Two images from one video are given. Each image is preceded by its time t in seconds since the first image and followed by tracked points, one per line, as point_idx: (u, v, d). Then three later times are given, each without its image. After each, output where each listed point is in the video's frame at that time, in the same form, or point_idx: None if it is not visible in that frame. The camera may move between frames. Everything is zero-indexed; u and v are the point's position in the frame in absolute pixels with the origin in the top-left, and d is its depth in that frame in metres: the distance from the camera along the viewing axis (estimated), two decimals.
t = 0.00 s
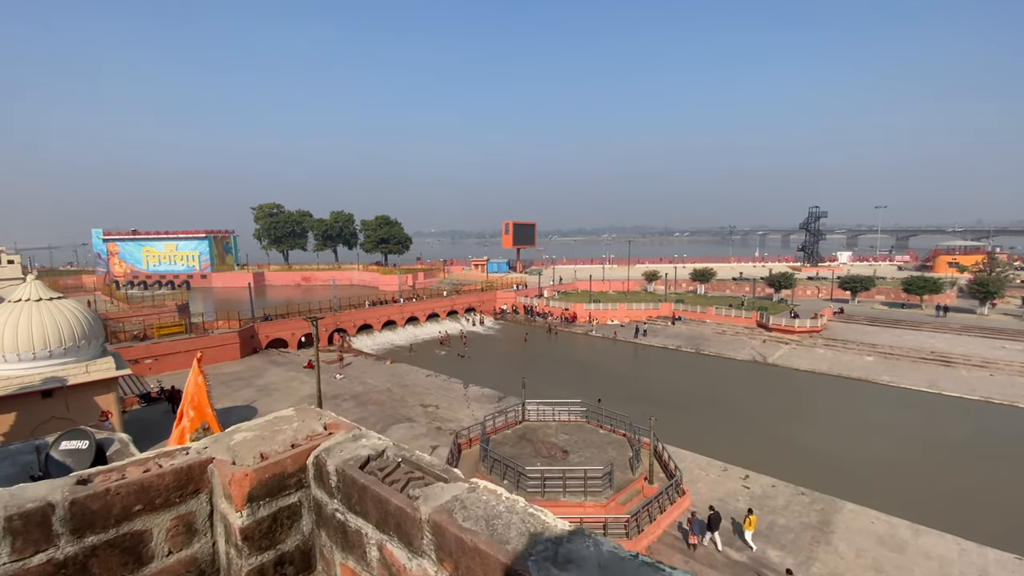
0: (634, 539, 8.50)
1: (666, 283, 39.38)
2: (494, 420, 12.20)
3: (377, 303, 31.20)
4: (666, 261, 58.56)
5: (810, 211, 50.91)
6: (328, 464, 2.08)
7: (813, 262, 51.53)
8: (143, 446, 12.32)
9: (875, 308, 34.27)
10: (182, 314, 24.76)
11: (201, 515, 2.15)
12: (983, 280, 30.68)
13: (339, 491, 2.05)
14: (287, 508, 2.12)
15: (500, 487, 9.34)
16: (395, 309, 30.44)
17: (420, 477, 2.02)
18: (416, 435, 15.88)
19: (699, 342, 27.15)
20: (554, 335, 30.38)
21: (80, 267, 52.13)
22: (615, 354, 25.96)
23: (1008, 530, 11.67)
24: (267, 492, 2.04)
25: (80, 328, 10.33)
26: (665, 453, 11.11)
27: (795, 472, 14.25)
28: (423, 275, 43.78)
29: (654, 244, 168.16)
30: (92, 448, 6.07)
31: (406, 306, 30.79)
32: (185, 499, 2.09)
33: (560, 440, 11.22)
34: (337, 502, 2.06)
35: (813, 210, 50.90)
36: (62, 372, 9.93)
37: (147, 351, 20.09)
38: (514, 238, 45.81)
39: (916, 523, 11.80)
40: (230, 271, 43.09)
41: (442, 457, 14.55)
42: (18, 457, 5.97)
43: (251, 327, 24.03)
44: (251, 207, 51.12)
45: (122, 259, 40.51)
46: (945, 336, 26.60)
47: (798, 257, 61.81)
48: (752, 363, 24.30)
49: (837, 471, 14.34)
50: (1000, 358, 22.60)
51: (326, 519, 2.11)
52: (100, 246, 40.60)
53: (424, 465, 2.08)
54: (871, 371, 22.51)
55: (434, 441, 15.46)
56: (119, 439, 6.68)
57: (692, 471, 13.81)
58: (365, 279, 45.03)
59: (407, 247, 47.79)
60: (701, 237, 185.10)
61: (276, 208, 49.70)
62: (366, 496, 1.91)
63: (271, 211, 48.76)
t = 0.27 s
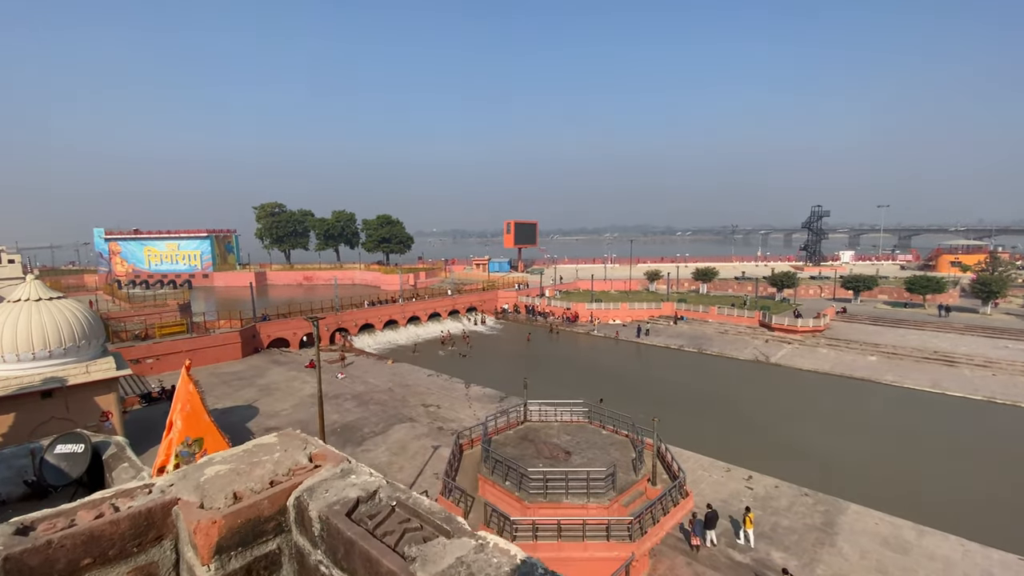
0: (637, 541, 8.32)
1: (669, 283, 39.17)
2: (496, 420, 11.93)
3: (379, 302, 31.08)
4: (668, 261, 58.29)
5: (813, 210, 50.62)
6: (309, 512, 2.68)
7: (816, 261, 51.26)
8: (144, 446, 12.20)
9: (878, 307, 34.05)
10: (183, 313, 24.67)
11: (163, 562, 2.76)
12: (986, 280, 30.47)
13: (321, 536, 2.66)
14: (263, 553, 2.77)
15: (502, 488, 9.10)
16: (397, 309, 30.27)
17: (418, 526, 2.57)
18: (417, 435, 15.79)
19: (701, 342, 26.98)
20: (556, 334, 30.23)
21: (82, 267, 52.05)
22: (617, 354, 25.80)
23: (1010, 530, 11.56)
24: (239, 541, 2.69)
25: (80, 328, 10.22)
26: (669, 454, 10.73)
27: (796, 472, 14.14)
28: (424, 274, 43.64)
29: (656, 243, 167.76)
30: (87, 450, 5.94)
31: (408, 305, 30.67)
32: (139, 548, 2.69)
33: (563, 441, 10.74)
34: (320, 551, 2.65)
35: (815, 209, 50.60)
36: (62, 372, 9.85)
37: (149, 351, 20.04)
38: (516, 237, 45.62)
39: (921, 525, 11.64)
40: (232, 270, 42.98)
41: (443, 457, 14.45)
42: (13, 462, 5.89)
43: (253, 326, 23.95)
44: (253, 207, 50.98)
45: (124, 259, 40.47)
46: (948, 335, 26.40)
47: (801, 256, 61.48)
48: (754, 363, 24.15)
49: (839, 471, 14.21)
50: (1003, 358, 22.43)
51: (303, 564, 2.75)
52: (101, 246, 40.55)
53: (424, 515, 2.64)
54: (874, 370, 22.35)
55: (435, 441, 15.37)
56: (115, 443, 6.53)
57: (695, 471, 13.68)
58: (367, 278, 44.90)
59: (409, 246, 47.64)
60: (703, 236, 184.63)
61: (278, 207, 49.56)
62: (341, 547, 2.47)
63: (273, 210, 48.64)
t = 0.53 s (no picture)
0: (642, 545, 8.23)
1: (671, 283, 39.02)
2: (498, 421, 11.78)
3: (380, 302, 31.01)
4: (669, 261, 58.16)
5: (816, 210, 50.39)
6: (299, 570, 2.53)
7: (818, 261, 51.04)
8: (147, 446, 12.00)
9: (881, 308, 33.86)
10: (185, 314, 24.61)
11: None
12: (991, 280, 30.20)
13: None
14: None
15: (504, 490, 8.97)
16: (398, 309, 30.27)
17: None
18: (419, 436, 15.68)
19: (704, 342, 26.82)
20: (557, 334, 30.10)
21: (84, 267, 51.98)
22: (619, 354, 25.67)
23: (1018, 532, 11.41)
24: None
25: (81, 329, 10.22)
26: (672, 457, 10.60)
27: (799, 473, 14.01)
28: (425, 275, 43.55)
29: (658, 243, 167.41)
30: (84, 455, 5.82)
31: (409, 306, 30.61)
32: None
33: (565, 443, 10.54)
34: None
35: (818, 209, 50.38)
36: (63, 373, 9.69)
37: (151, 351, 19.99)
38: (517, 237, 45.53)
39: (928, 528, 11.47)
40: (234, 270, 42.95)
41: (445, 458, 14.34)
42: (10, 465, 5.81)
43: (254, 327, 23.88)
44: (254, 207, 50.96)
45: (126, 259, 40.46)
46: (952, 336, 26.21)
47: (803, 257, 61.17)
48: (757, 364, 23.99)
49: (844, 473, 14.06)
50: (1009, 359, 22.22)
51: None
52: (104, 246, 40.60)
53: None
54: (878, 372, 22.17)
55: (437, 443, 15.26)
56: (113, 447, 6.42)
57: (698, 473, 13.54)
58: (368, 279, 44.83)
59: (410, 246, 47.57)
60: (705, 237, 184.24)
61: (279, 207, 49.53)
62: None
63: (275, 211, 48.63)
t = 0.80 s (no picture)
0: (647, 549, 8.05)
1: (673, 284, 38.86)
2: (501, 423, 11.61)
3: (382, 304, 30.92)
4: (671, 262, 58.00)
5: (819, 211, 50.15)
6: None
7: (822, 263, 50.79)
8: (150, 447, 11.88)
9: (885, 310, 33.63)
10: (188, 315, 24.55)
11: None
12: (997, 282, 29.93)
13: None
14: None
15: (507, 493, 8.80)
16: (400, 310, 30.20)
17: None
18: (421, 439, 15.55)
19: (708, 344, 26.64)
20: (560, 336, 29.96)
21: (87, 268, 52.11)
22: (622, 356, 25.51)
23: None
24: None
25: (84, 329, 10.12)
26: (677, 459, 10.42)
27: (804, 476, 13.83)
28: (428, 276, 43.50)
29: (660, 245, 167.04)
30: (85, 459, 5.44)
31: (411, 307, 30.55)
32: None
33: (569, 445, 10.33)
34: None
35: (821, 211, 50.14)
36: (66, 373, 9.63)
37: (154, 352, 19.92)
38: (519, 238, 45.45)
39: (935, 533, 11.27)
40: (237, 271, 42.98)
41: (448, 461, 14.18)
42: (9, 467, 5.39)
43: (256, 328, 23.81)
44: (257, 208, 51.06)
45: (130, 260, 40.53)
46: (958, 338, 25.97)
47: (806, 258, 60.86)
48: (762, 365, 23.79)
49: (851, 476, 13.86)
50: (1016, 361, 21.98)
51: None
52: (108, 247, 40.71)
53: None
54: (883, 374, 21.95)
55: (440, 445, 15.13)
56: (115, 449, 6.05)
57: (703, 476, 13.37)
58: (370, 280, 44.80)
59: (412, 248, 47.51)
60: (707, 238, 183.81)
61: (282, 209, 49.59)
62: None
63: (278, 212, 48.70)
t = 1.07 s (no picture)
0: (654, 556, 7.89)
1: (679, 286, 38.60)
2: (506, 426, 11.47)
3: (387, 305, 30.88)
4: (676, 264, 57.68)
5: (826, 213, 49.71)
6: None
7: (828, 265, 50.30)
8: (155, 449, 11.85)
9: (893, 312, 33.23)
10: (193, 316, 24.58)
11: None
12: (1008, 284, 29.49)
13: None
14: None
15: (512, 497, 8.66)
16: (404, 312, 30.19)
17: None
18: (426, 441, 15.45)
19: (714, 346, 26.40)
20: (564, 338, 29.79)
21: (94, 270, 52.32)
22: (628, 358, 25.32)
23: None
24: None
25: (90, 330, 10.03)
26: (684, 463, 10.24)
27: (812, 480, 13.60)
28: (432, 277, 43.43)
29: (665, 246, 166.32)
30: (86, 462, 5.32)
31: (415, 309, 30.51)
32: None
33: (575, 449, 10.16)
34: None
35: (828, 212, 49.69)
36: (72, 375, 9.61)
37: (160, 353, 19.94)
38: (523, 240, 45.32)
39: (946, 538, 11.04)
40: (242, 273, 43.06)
41: (452, 463, 14.09)
42: (12, 472, 5.36)
43: (261, 329, 23.80)
44: (263, 210, 51.18)
45: (136, 261, 40.71)
46: (968, 340, 25.61)
47: (813, 260, 60.30)
48: (768, 368, 23.56)
49: (859, 479, 13.65)
50: None
51: None
52: (114, 249, 40.88)
53: None
54: (892, 377, 21.65)
55: (444, 447, 15.02)
56: (117, 453, 5.93)
57: (709, 480, 13.18)
58: (375, 281, 44.78)
59: (417, 249, 47.48)
60: (712, 240, 182.91)
61: (287, 210, 49.65)
62: None
63: (283, 214, 48.79)
